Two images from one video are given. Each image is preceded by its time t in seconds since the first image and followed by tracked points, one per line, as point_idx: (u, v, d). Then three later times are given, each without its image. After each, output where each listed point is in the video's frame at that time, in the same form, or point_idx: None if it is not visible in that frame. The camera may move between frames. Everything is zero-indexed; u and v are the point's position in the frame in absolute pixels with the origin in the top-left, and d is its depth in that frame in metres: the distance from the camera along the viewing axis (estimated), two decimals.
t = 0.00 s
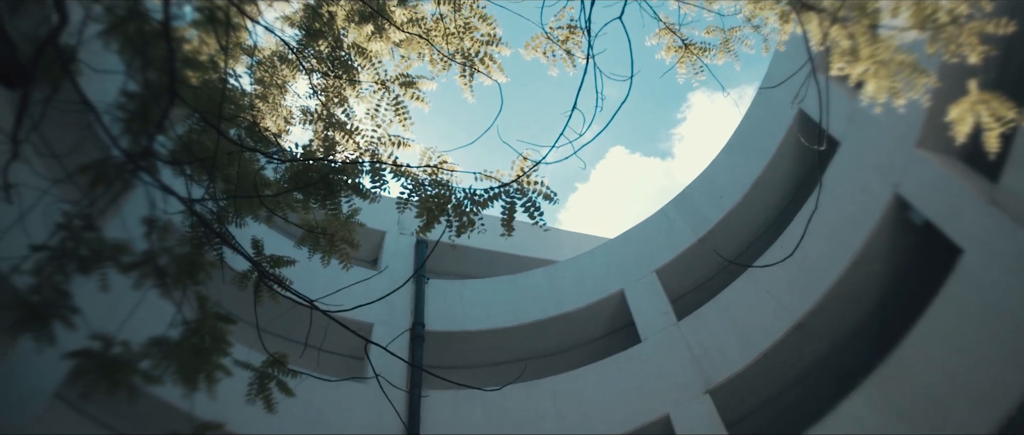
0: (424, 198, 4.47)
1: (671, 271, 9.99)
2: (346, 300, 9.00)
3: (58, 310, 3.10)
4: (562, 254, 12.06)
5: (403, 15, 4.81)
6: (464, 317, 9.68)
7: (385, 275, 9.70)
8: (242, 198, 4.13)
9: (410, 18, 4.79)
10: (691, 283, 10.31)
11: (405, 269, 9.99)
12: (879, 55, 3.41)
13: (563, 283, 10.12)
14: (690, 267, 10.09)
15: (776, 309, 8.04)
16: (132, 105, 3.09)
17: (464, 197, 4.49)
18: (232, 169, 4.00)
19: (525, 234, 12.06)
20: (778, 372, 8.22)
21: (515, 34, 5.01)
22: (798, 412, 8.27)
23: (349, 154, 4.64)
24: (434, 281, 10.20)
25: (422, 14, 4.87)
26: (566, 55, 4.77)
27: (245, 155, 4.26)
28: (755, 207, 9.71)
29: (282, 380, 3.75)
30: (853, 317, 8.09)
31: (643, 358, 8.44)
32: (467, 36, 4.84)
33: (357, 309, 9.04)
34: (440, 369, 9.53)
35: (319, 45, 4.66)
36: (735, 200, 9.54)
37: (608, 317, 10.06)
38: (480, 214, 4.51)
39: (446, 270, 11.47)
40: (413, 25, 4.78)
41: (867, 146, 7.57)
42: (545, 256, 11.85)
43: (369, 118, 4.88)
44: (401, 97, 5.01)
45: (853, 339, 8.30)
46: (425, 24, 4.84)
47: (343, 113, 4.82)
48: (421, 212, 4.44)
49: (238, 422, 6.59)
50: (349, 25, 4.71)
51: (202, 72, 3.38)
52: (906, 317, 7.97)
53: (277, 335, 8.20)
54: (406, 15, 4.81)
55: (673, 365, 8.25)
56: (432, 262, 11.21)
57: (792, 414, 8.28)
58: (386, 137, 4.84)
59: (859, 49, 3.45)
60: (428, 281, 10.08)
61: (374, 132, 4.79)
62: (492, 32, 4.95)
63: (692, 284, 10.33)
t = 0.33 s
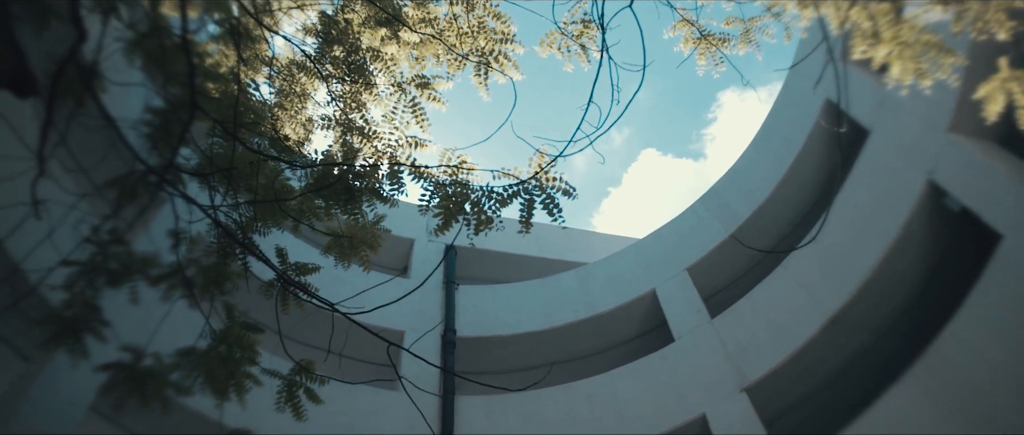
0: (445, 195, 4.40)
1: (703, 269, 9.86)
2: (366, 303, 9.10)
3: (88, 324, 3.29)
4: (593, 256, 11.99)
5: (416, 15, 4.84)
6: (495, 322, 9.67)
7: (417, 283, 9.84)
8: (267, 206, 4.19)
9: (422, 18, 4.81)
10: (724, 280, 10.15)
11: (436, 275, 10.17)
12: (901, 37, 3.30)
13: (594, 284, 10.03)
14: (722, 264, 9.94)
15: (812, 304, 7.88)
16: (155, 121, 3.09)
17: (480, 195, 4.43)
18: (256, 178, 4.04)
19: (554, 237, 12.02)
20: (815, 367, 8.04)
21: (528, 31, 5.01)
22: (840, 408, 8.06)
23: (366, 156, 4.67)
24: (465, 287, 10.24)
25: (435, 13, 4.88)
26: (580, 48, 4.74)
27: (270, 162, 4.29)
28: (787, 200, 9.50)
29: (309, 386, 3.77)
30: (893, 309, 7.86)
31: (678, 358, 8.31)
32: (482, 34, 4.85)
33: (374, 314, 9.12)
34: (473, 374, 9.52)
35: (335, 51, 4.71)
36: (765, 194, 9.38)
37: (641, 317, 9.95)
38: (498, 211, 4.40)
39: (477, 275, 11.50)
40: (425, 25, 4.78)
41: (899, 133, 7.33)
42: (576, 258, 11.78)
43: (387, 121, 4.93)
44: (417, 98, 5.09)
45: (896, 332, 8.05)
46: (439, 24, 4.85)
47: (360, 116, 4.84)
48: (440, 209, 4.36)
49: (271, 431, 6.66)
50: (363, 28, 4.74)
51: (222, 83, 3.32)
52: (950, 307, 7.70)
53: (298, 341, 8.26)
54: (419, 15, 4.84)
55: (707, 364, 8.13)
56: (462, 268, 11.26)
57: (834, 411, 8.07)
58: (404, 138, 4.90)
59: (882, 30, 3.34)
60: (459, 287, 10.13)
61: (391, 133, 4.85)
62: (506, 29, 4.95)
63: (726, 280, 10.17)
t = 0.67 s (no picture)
0: (459, 195, 4.40)
1: (731, 265, 9.75)
2: (382, 305, 9.15)
3: (117, 338, 3.17)
4: (621, 257, 11.95)
5: (424, 18, 4.84)
6: (523, 325, 9.67)
7: (445, 290, 10.01)
8: (287, 216, 4.27)
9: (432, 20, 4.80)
10: (753, 275, 10.02)
11: (462, 282, 10.29)
12: (919, 17, 3.20)
13: (621, 285, 9.96)
14: (751, 260, 9.81)
15: (842, 295, 7.73)
16: (176, 137, 3.17)
17: (492, 193, 4.42)
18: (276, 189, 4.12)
19: (580, 239, 12.02)
20: (849, 359, 7.90)
21: (538, 29, 4.97)
22: (878, 403, 7.87)
23: (379, 160, 4.71)
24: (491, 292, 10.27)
25: (444, 14, 4.86)
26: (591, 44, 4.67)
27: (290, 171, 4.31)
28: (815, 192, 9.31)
29: (332, 393, 3.81)
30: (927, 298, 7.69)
31: (708, 356, 8.20)
32: (493, 33, 4.87)
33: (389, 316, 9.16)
34: (503, 379, 9.57)
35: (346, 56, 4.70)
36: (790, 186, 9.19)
37: (671, 316, 9.85)
38: (512, 210, 4.38)
39: (504, 280, 11.53)
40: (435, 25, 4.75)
41: (924, 118, 7.11)
42: (602, 259, 11.76)
43: (401, 124, 4.96)
44: (430, 100, 5.11)
45: (933, 322, 7.86)
46: (449, 25, 4.83)
47: (373, 120, 4.84)
48: (455, 208, 4.37)
49: None
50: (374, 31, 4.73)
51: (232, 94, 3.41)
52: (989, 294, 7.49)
53: (318, 347, 8.30)
54: (428, 17, 4.82)
55: (739, 360, 8.05)
56: (488, 272, 11.34)
57: (871, 406, 7.90)
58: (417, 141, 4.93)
59: (898, 12, 3.23)
60: (487, 293, 10.17)
61: (404, 137, 4.89)
62: (517, 27, 4.96)
63: (755, 276, 10.04)
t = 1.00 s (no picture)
0: (469, 199, 4.42)
1: (755, 263, 9.63)
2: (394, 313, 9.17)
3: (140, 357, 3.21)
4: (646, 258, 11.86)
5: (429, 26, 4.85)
6: (547, 330, 9.66)
7: (469, 299, 10.06)
8: (303, 229, 4.31)
9: (436, 28, 4.82)
10: (779, 271, 9.89)
11: (485, 291, 10.33)
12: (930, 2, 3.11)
13: (644, 286, 9.89)
14: (775, 256, 9.68)
15: (869, 288, 7.60)
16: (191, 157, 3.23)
17: (501, 196, 4.43)
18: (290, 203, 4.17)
19: (603, 243, 11.96)
20: (879, 353, 7.76)
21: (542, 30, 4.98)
22: (913, 397, 7.71)
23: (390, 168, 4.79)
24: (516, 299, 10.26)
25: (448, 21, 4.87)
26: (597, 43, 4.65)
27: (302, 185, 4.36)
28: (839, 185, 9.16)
29: (353, 404, 3.84)
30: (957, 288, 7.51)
31: (735, 355, 8.10)
32: (499, 37, 4.88)
33: (400, 323, 9.22)
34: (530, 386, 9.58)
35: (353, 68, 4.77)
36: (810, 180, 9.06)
37: (696, 317, 9.74)
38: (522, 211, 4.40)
39: (528, 287, 11.51)
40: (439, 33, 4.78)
41: (945, 105, 6.89)
42: (626, 262, 11.69)
43: (408, 131, 5.04)
44: (438, 107, 5.15)
45: (967, 313, 7.66)
46: (453, 31, 4.83)
47: (382, 129, 4.93)
48: (464, 211, 4.41)
49: None
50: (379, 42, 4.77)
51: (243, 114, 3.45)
52: None
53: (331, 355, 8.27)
54: (433, 25, 4.84)
55: (766, 357, 7.95)
56: (512, 279, 11.35)
57: (905, 400, 7.75)
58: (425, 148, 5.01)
59: None
60: (512, 300, 10.16)
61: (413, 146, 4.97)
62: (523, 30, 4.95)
63: (780, 272, 9.90)
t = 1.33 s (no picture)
0: (479, 206, 4.44)
1: (780, 259, 9.51)
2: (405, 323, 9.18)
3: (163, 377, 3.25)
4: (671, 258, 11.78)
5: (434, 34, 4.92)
6: (573, 334, 9.64)
7: (496, 306, 10.10)
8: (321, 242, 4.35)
9: (440, 36, 4.89)
10: (805, 266, 9.75)
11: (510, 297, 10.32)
12: None
13: (669, 287, 9.81)
14: (800, 250, 9.54)
15: (896, 280, 7.45)
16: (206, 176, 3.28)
17: (511, 201, 4.44)
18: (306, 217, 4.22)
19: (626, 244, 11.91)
20: (909, 346, 7.63)
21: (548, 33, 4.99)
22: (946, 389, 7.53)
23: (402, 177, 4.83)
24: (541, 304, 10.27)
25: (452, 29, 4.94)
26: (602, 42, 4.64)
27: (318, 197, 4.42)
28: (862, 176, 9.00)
29: (375, 416, 3.87)
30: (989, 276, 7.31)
31: (763, 353, 7.99)
32: (502, 41, 4.93)
33: (412, 331, 9.15)
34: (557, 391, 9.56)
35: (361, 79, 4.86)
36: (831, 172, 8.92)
37: (722, 316, 9.62)
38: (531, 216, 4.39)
39: (552, 291, 11.50)
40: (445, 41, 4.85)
41: (964, 90, 6.70)
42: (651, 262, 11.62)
43: (417, 139, 5.08)
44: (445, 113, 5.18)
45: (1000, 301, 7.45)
46: (457, 38, 4.89)
47: (392, 138, 4.97)
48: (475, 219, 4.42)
49: None
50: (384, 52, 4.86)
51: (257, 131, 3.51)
52: None
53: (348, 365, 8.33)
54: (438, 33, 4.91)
55: (794, 354, 7.85)
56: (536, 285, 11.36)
57: (938, 393, 7.58)
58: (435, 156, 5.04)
59: None
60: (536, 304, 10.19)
61: (423, 154, 5.01)
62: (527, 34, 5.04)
63: (807, 267, 9.76)
